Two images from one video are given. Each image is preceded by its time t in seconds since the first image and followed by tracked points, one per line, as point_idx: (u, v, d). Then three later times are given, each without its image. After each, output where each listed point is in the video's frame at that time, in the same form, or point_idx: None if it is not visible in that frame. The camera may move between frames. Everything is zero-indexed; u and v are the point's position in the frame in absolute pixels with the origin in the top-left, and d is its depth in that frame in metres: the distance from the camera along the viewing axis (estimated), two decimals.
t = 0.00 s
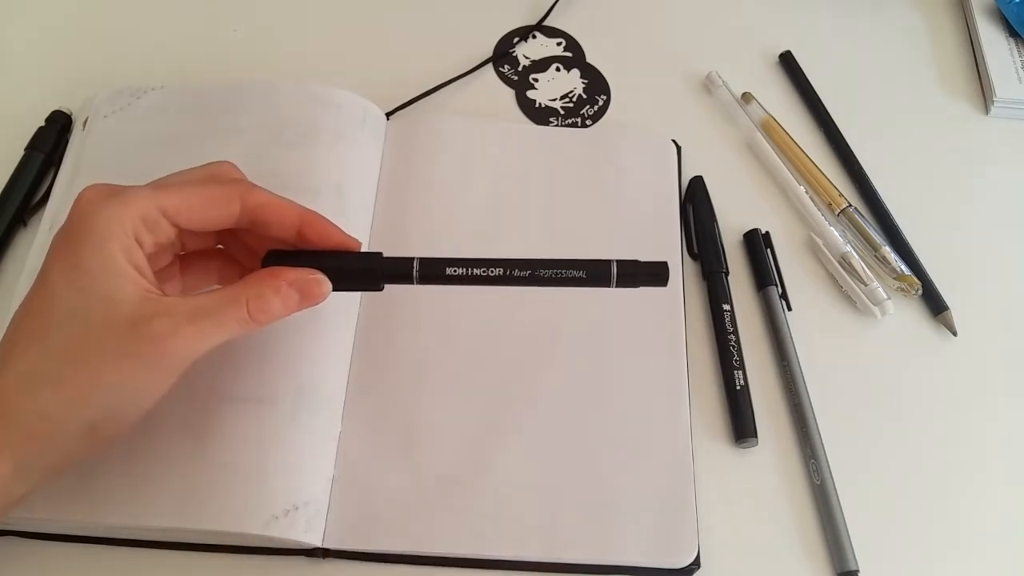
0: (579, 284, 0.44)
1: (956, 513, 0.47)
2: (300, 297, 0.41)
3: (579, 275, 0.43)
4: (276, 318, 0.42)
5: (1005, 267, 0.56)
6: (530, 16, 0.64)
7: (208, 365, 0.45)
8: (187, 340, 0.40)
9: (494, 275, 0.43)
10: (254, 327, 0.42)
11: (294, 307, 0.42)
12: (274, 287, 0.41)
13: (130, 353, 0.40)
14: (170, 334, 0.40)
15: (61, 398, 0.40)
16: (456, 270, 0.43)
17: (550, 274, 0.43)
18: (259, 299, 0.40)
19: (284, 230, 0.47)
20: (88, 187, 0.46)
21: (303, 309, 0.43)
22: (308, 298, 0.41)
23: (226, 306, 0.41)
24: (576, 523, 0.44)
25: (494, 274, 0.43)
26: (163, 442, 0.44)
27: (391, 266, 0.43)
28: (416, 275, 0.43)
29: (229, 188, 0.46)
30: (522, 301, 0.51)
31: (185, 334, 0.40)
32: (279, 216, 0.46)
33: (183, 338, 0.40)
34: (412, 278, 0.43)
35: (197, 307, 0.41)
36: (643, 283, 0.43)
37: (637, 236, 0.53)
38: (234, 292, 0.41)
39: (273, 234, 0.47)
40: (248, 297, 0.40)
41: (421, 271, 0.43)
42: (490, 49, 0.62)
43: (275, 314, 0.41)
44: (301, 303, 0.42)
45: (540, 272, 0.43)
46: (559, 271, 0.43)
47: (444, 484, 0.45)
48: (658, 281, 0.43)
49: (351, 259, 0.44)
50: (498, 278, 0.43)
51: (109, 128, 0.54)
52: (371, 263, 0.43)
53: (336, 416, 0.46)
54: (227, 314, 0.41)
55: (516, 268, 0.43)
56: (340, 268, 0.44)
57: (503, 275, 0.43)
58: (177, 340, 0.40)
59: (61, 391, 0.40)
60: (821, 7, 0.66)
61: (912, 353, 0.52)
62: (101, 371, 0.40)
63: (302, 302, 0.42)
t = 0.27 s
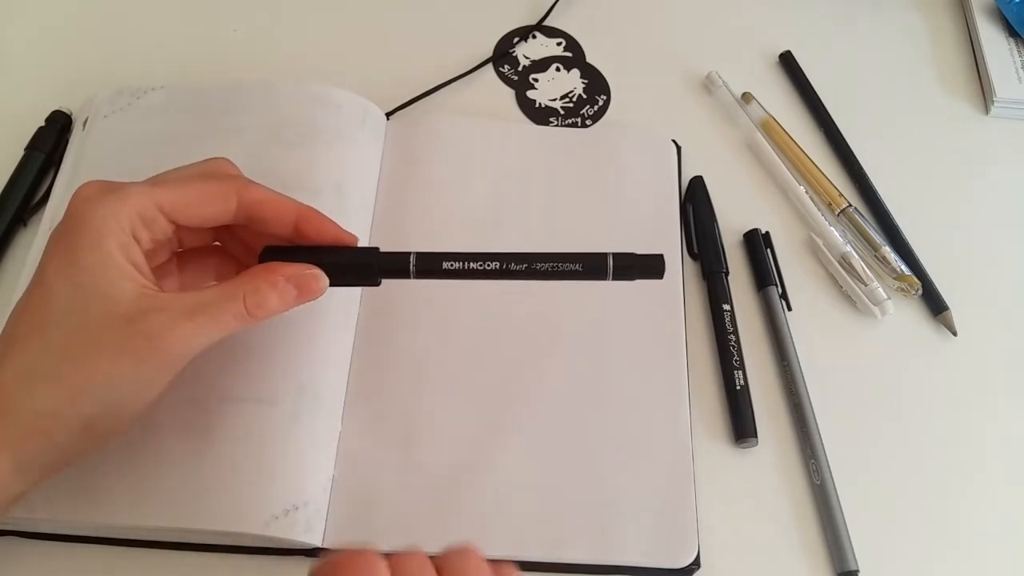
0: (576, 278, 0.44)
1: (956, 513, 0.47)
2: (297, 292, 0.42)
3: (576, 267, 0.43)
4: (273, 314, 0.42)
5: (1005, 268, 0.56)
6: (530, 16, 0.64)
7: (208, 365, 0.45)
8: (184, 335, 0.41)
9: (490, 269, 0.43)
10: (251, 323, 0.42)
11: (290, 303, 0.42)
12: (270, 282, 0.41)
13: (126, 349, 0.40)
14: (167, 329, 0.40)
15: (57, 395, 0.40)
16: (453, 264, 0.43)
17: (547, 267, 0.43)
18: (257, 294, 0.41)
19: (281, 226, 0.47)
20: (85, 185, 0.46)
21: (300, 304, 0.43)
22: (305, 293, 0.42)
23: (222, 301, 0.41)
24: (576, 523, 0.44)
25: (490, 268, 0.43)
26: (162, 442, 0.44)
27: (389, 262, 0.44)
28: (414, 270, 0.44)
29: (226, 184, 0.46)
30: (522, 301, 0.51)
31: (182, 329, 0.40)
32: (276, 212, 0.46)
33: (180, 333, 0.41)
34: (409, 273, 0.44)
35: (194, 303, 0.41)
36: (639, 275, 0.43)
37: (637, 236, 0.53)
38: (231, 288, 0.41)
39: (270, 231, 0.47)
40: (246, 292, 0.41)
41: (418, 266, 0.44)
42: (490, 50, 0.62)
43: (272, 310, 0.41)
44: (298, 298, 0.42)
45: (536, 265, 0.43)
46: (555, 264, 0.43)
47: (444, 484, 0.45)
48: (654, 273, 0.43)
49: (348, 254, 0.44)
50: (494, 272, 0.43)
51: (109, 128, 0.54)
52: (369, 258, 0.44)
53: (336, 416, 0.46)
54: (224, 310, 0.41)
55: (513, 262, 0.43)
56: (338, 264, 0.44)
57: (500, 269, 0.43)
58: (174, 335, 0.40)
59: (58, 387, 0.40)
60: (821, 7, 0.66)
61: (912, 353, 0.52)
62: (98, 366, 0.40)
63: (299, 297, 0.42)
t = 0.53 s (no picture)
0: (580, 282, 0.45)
1: (955, 513, 0.47)
2: (305, 297, 0.41)
3: (582, 274, 0.43)
4: (280, 319, 0.42)
5: (1004, 267, 0.56)
6: (530, 16, 0.64)
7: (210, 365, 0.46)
8: (192, 338, 0.41)
9: (497, 275, 0.43)
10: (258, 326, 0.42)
11: (298, 307, 0.42)
12: (277, 285, 0.41)
13: (135, 352, 0.40)
14: (176, 332, 0.40)
15: (63, 395, 0.40)
16: (460, 269, 0.43)
17: (554, 273, 0.43)
18: (263, 297, 0.41)
19: (289, 231, 0.47)
20: (93, 189, 0.46)
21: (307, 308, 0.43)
22: (312, 297, 0.41)
23: (230, 305, 0.41)
24: (576, 522, 0.44)
25: (497, 274, 0.43)
26: (165, 443, 0.44)
27: (394, 267, 0.44)
28: (420, 275, 0.44)
29: (234, 187, 0.46)
30: (522, 301, 0.51)
31: (190, 332, 0.40)
32: (283, 216, 0.46)
33: (188, 337, 0.40)
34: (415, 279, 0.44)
35: (202, 307, 0.41)
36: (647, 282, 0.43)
37: (638, 236, 0.53)
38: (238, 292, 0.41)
39: (276, 234, 0.47)
40: (253, 295, 0.41)
41: (424, 271, 0.43)
42: (490, 49, 0.62)
43: (279, 315, 0.41)
44: (305, 303, 0.42)
45: (544, 271, 0.43)
46: (563, 270, 0.43)
47: (444, 484, 0.45)
48: (662, 281, 0.43)
49: (355, 259, 0.44)
50: (501, 278, 0.43)
51: (109, 128, 0.54)
52: (374, 263, 0.44)
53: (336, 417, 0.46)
54: (231, 314, 0.41)
55: (520, 268, 0.43)
56: (344, 268, 0.44)
57: (506, 275, 0.43)
58: (183, 338, 0.40)
59: (65, 388, 0.40)
60: (820, 7, 0.66)
61: (912, 353, 0.52)
62: (106, 369, 0.40)
63: (307, 302, 0.42)
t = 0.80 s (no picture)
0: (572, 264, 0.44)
1: (955, 513, 0.47)
2: (295, 281, 0.42)
3: (571, 253, 0.43)
4: (273, 305, 0.43)
5: (1004, 268, 0.56)
6: (530, 16, 0.64)
7: (211, 364, 0.46)
8: (183, 325, 0.41)
9: (487, 256, 0.43)
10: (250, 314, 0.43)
11: (289, 293, 0.42)
12: (269, 271, 0.41)
13: (127, 339, 0.41)
14: (167, 318, 0.41)
15: (58, 383, 0.41)
16: (450, 251, 0.44)
17: (543, 253, 0.43)
18: (255, 284, 0.41)
19: (279, 216, 0.47)
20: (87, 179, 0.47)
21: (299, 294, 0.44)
22: (303, 283, 0.42)
23: (221, 291, 0.41)
24: (576, 522, 0.44)
25: (487, 255, 0.43)
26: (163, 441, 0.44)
27: (386, 250, 0.44)
28: (412, 258, 0.44)
29: (223, 175, 0.47)
30: (522, 302, 0.51)
31: (181, 318, 0.41)
32: (273, 202, 0.47)
33: (179, 322, 0.41)
34: (407, 261, 0.44)
35: (194, 292, 0.41)
36: (636, 260, 0.44)
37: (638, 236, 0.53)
38: (230, 279, 0.41)
39: (267, 222, 0.48)
40: (245, 281, 0.41)
41: (416, 254, 0.44)
42: (490, 49, 0.62)
43: (271, 300, 0.42)
44: (297, 287, 0.42)
45: (533, 251, 0.43)
46: (552, 249, 0.43)
47: (444, 484, 0.45)
48: (651, 259, 0.43)
49: (346, 243, 0.44)
50: (491, 258, 0.43)
51: (109, 128, 0.54)
52: (366, 246, 0.44)
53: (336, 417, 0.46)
54: (223, 300, 0.41)
55: (509, 249, 0.43)
56: (336, 253, 0.44)
57: (495, 255, 0.43)
58: (174, 326, 0.41)
59: (60, 376, 0.41)
60: (821, 7, 0.66)
61: (912, 353, 0.52)
62: (99, 356, 0.41)
63: (298, 287, 0.42)
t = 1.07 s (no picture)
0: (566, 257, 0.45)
1: (955, 513, 0.47)
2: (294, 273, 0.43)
3: (564, 244, 0.43)
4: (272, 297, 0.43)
5: (1004, 268, 0.56)
6: (530, 16, 0.64)
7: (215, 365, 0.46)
8: (183, 316, 0.42)
9: (480, 248, 0.44)
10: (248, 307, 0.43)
11: (288, 286, 0.43)
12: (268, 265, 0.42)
13: (128, 331, 0.41)
14: (168, 311, 0.41)
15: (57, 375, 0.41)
16: (444, 245, 0.44)
17: (536, 245, 0.43)
18: (254, 277, 0.42)
19: (276, 212, 0.47)
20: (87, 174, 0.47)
21: (297, 288, 0.44)
22: (301, 277, 0.43)
23: (220, 284, 0.42)
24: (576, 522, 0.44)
25: (480, 247, 0.44)
26: (164, 439, 0.44)
27: (381, 244, 0.44)
28: (406, 252, 0.44)
29: (222, 170, 0.47)
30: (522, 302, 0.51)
31: (183, 311, 0.41)
32: (271, 197, 0.47)
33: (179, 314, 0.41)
34: (402, 255, 0.44)
35: (194, 285, 0.42)
36: (628, 252, 0.44)
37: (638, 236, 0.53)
38: (228, 271, 0.42)
39: (265, 217, 0.48)
40: (244, 275, 0.42)
41: (410, 248, 0.44)
42: (490, 49, 0.62)
43: (270, 294, 0.43)
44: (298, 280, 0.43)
45: (525, 243, 0.44)
46: (544, 241, 0.43)
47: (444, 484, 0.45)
48: (642, 250, 0.44)
49: (343, 239, 0.45)
50: (484, 250, 0.43)
51: (109, 128, 0.54)
52: (362, 241, 0.45)
53: (336, 417, 0.46)
54: (223, 292, 0.42)
55: (502, 241, 0.44)
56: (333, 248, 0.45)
57: (488, 248, 0.44)
58: (174, 317, 0.41)
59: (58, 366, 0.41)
60: (820, 7, 0.66)
61: (912, 353, 0.52)
62: (100, 347, 0.41)
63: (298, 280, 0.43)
